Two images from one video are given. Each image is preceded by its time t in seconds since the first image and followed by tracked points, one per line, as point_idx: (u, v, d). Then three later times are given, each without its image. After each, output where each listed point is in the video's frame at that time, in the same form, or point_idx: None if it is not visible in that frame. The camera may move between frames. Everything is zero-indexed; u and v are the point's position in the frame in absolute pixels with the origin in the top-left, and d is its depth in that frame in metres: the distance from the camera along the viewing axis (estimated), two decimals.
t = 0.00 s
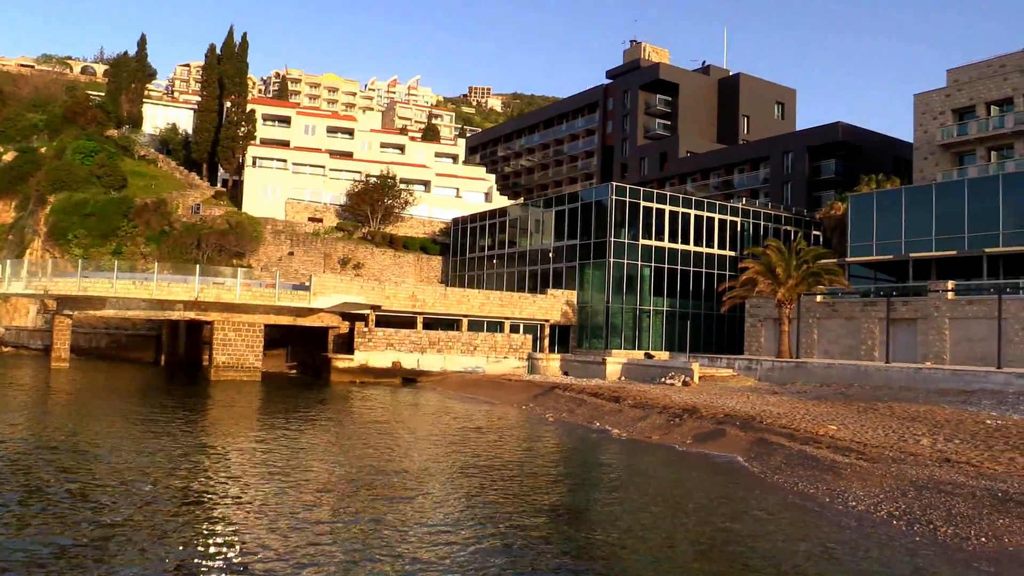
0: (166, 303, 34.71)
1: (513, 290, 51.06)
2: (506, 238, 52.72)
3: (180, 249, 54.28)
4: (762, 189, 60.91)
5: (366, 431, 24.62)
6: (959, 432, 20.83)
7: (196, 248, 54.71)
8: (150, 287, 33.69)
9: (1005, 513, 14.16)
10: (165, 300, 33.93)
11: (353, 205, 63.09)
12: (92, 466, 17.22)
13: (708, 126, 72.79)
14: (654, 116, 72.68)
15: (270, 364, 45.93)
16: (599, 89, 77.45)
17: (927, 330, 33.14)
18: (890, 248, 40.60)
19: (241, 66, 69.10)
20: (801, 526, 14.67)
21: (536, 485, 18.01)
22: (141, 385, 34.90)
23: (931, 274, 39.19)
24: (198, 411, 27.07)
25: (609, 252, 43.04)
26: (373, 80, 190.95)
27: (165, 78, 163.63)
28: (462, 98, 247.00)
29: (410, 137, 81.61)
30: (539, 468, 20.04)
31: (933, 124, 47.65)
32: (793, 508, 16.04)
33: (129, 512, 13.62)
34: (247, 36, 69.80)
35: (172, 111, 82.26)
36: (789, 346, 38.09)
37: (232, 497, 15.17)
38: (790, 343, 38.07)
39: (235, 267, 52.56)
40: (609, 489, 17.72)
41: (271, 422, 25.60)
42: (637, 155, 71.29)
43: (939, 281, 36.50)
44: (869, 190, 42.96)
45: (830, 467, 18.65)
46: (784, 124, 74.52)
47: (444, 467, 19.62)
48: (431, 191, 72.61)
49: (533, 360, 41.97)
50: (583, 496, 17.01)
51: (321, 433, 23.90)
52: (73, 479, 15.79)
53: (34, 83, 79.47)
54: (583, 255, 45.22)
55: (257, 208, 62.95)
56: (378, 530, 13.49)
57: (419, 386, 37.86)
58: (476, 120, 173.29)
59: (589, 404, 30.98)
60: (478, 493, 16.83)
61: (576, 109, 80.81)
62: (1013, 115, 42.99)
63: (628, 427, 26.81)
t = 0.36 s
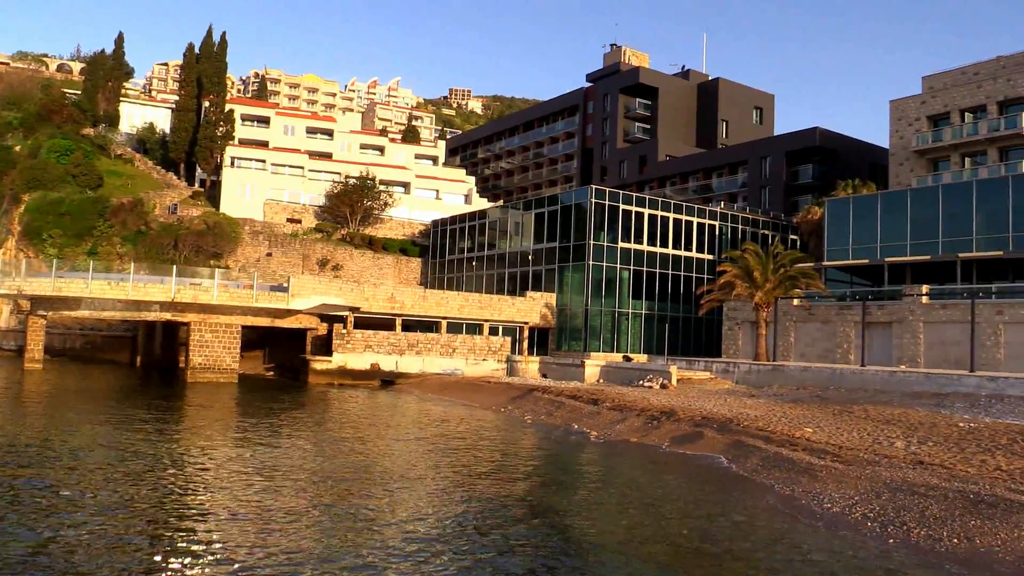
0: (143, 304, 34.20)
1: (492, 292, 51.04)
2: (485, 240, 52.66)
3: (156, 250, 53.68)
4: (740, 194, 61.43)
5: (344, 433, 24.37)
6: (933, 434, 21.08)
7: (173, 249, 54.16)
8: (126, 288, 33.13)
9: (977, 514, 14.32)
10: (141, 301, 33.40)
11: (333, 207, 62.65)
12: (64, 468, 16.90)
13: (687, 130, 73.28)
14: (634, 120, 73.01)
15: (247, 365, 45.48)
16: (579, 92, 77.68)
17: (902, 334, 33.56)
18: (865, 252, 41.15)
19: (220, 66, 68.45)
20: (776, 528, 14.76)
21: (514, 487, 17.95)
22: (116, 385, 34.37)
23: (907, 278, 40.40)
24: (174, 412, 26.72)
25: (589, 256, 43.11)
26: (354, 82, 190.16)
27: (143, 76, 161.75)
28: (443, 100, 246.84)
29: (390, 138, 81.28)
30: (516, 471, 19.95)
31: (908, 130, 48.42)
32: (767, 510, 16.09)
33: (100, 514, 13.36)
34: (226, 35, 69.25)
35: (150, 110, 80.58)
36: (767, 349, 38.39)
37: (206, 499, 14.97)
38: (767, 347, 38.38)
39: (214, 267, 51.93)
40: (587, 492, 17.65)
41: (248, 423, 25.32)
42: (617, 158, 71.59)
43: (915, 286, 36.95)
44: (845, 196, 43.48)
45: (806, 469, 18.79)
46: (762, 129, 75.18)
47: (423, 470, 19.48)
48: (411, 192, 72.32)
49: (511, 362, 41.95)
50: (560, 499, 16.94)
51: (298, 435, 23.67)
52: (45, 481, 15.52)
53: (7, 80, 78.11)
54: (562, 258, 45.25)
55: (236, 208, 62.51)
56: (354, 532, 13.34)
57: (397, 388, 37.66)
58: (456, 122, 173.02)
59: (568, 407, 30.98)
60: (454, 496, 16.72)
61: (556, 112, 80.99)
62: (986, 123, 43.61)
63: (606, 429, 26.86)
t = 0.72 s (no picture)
0: (118, 304, 33.61)
1: (471, 294, 50.93)
2: (464, 242, 52.51)
3: (133, 249, 52.72)
4: (719, 197, 61.88)
5: (321, 435, 24.11)
6: (906, 436, 21.34)
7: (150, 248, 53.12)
8: (101, 287, 32.55)
9: (949, 515, 14.47)
10: (117, 301, 32.85)
11: (312, 207, 62.18)
12: (35, 470, 16.52)
13: (666, 134, 73.70)
14: (613, 123, 73.29)
15: (224, 366, 44.96)
16: (559, 94, 77.83)
17: (877, 337, 34.00)
18: (840, 256, 41.61)
19: (199, 65, 67.63)
20: (754, 529, 14.83)
21: (492, 488, 17.89)
22: (90, 386, 33.75)
23: (882, 282, 40.96)
24: (149, 413, 26.29)
25: (568, 258, 43.17)
26: (333, 81, 189.02)
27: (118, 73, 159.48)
28: (423, 100, 246.22)
29: (370, 138, 80.86)
30: (495, 472, 19.87)
31: (884, 135, 49.05)
32: (743, 512, 16.16)
33: (72, 516, 13.09)
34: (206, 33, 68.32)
35: (127, 108, 80.23)
36: (743, 351, 38.72)
37: (181, 501, 14.75)
38: (743, 349, 38.70)
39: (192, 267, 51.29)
40: (565, 493, 17.62)
41: (224, 425, 24.98)
42: (597, 160, 71.81)
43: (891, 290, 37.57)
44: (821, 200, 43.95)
45: (781, 471, 18.91)
46: (740, 133, 75.83)
47: (401, 471, 19.34)
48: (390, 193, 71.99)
49: (490, 363, 41.89)
50: (538, 500, 16.88)
51: (275, 436, 23.39)
52: (13, 483, 15.15)
53: None
54: (541, 260, 45.26)
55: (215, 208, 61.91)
56: (331, 534, 13.21)
57: (376, 389, 37.41)
58: (436, 123, 172.68)
59: (546, 409, 30.96)
60: (432, 497, 16.61)
61: (536, 114, 81.09)
62: (960, 129, 44.52)
63: (584, 431, 26.85)
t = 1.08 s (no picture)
0: (85, 304, 32.88)
1: (443, 295, 50.72)
2: (437, 243, 52.29)
3: (101, 248, 51.47)
4: (690, 200, 62.42)
5: (292, 437, 23.81)
6: (873, 437, 21.66)
7: (118, 247, 52.21)
8: (67, 287, 31.77)
9: (914, 515, 14.66)
10: (84, 301, 32.15)
11: (283, 207, 61.44)
12: None
13: (639, 136, 74.15)
14: (586, 125, 73.56)
15: (193, 367, 44.22)
16: (533, 96, 77.91)
17: (845, 339, 34.50)
18: (809, 259, 42.18)
19: (170, 63, 66.56)
20: (722, 530, 14.91)
21: (462, 490, 17.76)
22: (54, 387, 32.98)
23: (849, 284, 41.05)
24: (116, 415, 25.74)
25: (540, 260, 43.17)
26: (306, 81, 187.55)
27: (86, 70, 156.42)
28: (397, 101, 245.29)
29: (342, 138, 80.24)
30: (465, 473, 19.74)
31: (853, 140, 49.75)
32: (713, 512, 16.25)
33: (31, 519, 12.73)
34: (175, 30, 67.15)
35: (95, 107, 78.26)
36: (714, 353, 39.04)
37: (146, 503, 14.42)
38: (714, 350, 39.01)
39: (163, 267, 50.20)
40: (535, 495, 17.55)
41: (194, 427, 24.54)
42: (570, 162, 72.02)
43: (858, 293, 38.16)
44: (791, 203, 44.51)
45: (751, 472, 19.08)
46: (712, 137, 76.52)
47: (371, 473, 19.14)
48: (362, 193, 71.44)
49: (462, 365, 41.71)
50: (508, 502, 16.78)
51: (244, 438, 23.03)
52: None
53: None
54: (514, 261, 45.21)
55: (184, 207, 60.67)
56: (298, 536, 12.98)
57: (347, 391, 37.04)
58: (410, 124, 172.04)
59: (518, 410, 30.90)
60: (402, 499, 16.45)
61: (509, 116, 81.11)
62: (926, 134, 45.35)
63: (556, 432, 26.83)
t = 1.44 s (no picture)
0: (55, 307, 32.19)
1: (419, 297, 50.50)
2: (413, 245, 52.05)
3: (72, 250, 50.27)
4: (665, 202, 62.84)
5: (266, 439, 23.52)
6: (844, 437, 21.92)
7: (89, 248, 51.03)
8: (38, 289, 31.05)
9: (885, 514, 14.85)
10: (54, 304, 31.41)
11: (258, 209, 60.72)
12: None
13: (614, 139, 74.53)
14: (562, 127, 73.78)
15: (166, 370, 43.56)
16: (509, 98, 77.95)
17: (818, 340, 34.92)
18: (783, 261, 42.66)
19: (143, 62, 65.64)
20: (697, 530, 14.97)
21: (438, 492, 17.64)
22: (22, 391, 32.28)
23: (823, 285, 41.65)
24: (86, 418, 25.26)
25: (516, 262, 43.16)
26: (281, 82, 186.02)
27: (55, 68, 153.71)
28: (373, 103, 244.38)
29: (317, 139, 79.61)
30: (441, 476, 19.60)
31: (826, 144, 50.43)
32: (688, 512, 16.33)
33: None
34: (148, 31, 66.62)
35: (66, 106, 76.51)
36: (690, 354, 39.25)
37: (116, 507, 14.14)
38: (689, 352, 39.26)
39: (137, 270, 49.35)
40: (510, 497, 17.49)
41: (167, 430, 24.16)
42: (545, 165, 72.18)
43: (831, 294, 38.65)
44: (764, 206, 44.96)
45: (724, 472, 19.21)
46: (687, 140, 77.07)
47: (347, 476, 18.95)
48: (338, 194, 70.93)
49: (438, 367, 41.53)
50: (485, 504, 16.70)
51: (217, 441, 22.69)
52: None
53: None
54: (490, 263, 45.14)
55: (157, 208, 59.89)
56: (272, 539, 12.80)
57: (323, 392, 36.72)
58: (385, 125, 171.34)
59: (494, 412, 30.84)
60: (377, 501, 16.30)
61: (486, 118, 81.09)
62: (897, 138, 46.08)
63: (532, 434, 26.80)
